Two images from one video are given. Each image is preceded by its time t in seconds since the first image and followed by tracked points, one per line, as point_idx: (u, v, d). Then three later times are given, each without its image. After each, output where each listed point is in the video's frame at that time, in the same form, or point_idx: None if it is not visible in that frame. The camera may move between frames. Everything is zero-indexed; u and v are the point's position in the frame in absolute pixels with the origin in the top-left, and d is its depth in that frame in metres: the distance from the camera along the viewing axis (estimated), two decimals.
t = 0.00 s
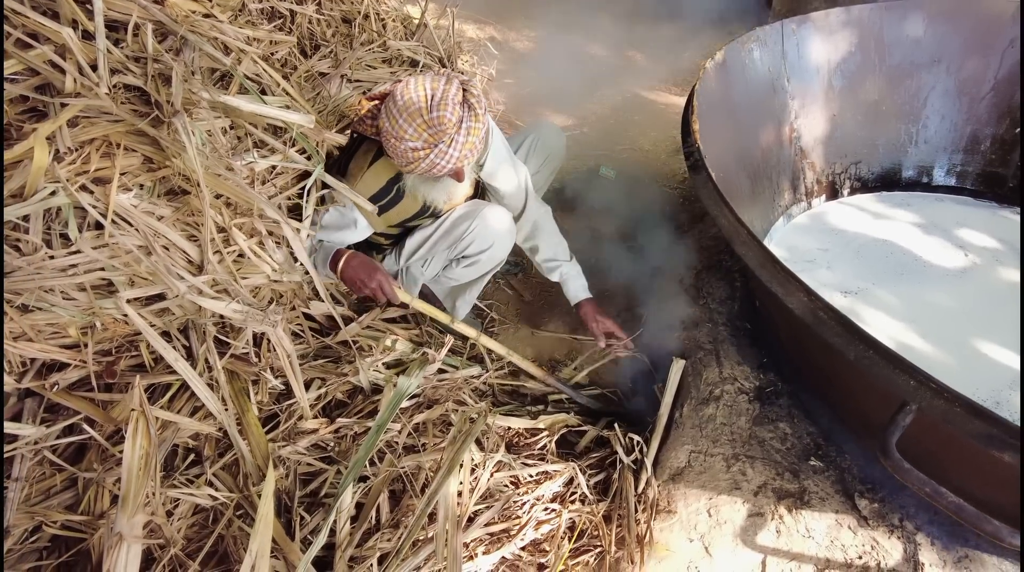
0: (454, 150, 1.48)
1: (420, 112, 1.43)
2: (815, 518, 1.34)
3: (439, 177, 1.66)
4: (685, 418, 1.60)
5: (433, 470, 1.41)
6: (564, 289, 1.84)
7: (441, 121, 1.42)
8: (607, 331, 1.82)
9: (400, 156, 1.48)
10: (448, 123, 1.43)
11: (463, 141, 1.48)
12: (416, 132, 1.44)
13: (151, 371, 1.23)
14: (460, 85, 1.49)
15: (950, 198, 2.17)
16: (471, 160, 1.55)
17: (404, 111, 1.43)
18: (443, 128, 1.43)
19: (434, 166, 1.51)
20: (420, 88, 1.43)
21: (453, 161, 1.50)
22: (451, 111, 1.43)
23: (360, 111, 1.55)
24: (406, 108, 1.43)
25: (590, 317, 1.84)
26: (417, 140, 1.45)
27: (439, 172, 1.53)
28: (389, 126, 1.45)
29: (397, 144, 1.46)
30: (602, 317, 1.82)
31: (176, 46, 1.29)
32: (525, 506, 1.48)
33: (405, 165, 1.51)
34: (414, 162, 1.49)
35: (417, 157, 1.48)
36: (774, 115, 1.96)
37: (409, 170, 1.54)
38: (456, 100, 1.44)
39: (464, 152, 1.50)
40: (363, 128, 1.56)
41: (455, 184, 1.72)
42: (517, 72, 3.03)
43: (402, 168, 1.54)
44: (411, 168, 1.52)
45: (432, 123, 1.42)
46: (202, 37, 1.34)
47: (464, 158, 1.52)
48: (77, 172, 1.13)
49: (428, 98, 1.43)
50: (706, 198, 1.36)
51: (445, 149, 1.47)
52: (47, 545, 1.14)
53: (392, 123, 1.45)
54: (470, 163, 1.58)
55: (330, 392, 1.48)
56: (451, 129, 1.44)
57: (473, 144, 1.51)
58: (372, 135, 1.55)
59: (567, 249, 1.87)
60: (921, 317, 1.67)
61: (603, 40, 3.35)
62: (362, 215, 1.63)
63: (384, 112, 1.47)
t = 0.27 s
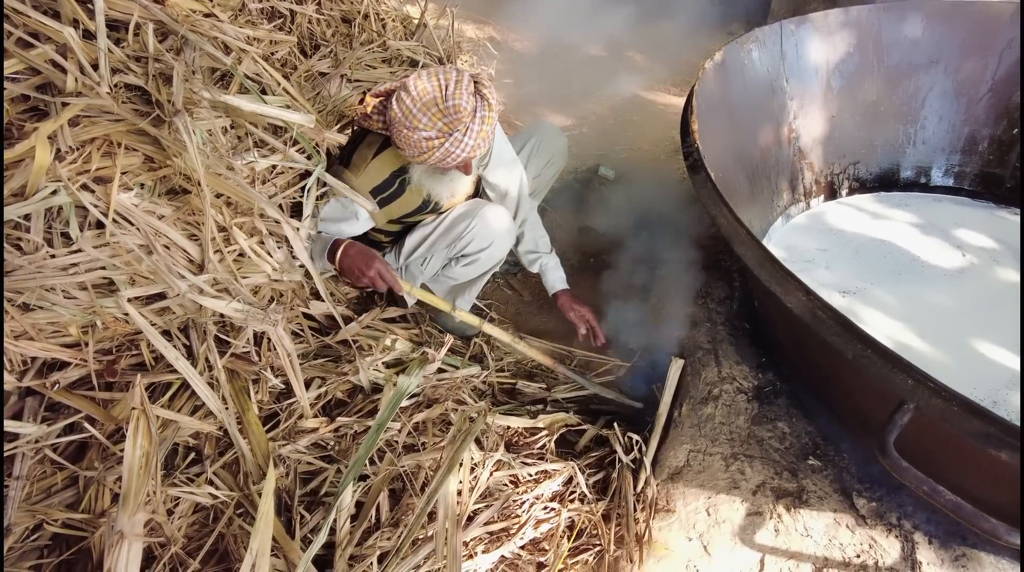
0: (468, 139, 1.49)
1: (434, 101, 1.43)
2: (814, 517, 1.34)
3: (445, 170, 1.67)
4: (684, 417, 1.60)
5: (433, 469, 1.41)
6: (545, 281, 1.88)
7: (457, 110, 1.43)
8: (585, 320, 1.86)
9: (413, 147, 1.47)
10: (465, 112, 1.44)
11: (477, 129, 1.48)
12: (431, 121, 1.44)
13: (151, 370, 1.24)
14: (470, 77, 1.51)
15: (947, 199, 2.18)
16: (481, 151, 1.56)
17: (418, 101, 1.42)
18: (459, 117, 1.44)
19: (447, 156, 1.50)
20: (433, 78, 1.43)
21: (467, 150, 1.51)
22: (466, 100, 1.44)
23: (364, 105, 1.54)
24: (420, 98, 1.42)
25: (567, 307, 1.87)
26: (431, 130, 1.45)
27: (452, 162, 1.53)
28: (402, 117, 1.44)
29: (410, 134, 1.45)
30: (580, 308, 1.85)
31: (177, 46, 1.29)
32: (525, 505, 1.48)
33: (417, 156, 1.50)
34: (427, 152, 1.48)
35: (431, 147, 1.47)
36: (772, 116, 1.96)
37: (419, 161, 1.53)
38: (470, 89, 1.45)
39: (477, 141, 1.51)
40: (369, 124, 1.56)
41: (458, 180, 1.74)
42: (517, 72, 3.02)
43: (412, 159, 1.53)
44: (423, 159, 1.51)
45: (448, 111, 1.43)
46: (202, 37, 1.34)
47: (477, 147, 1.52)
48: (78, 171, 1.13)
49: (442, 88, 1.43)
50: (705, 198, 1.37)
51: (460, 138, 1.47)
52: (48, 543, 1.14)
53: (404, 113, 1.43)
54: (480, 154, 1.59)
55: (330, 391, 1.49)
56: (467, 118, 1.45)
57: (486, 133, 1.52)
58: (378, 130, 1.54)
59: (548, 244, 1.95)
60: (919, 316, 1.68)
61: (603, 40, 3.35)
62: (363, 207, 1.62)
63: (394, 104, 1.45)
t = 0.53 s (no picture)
0: (483, 127, 1.48)
1: (448, 91, 1.42)
2: (811, 517, 1.34)
3: (456, 164, 1.64)
4: (683, 418, 1.61)
5: (431, 469, 1.41)
6: (532, 283, 1.91)
7: (472, 98, 1.42)
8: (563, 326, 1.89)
9: (426, 137, 1.46)
10: (479, 100, 1.43)
11: (491, 117, 1.48)
12: (445, 111, 1.43)
13: (151, 369, 1.24)
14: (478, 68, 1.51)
15: (945, 200, 2.18)
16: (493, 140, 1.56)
17: (431, 92, 1.42)
18: (474, 105, 1.43)
19: (461, 145, 1.50)
20: (445, 69, 1.43)
21: (481, 138, 1.50)
22: (480, 88, 1.44)
23: (371, 102, 1.52)
24: (433, 88, 1.42)
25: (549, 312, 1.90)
26: (445, 119, 1.44)
27: (467, 151, 1.52)
28: (415, 108, 1.43)
29: (423, 125, 1.44)
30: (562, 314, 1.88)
31: (177, 46, 1.29)
32: (524, 504, 1.49)
33: (431, 147, 1.49)
34: (440, 142, 1.48)
35: (446, 137, 1.46)
36: (771, 116, 1.97)
37: (431, 152, 1.52)
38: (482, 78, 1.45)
39: (491, 129, 1.51)
40: (375, 122, 1.55)
41: (466, 174, 1.70)
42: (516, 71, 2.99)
43: (423, 151, 1.52)
44: (437, 150, 1.50)
45: (463, 100, 1.42)
46: (202, 37, 1.34)
47: (490, 136, 1.52)
48: (78, 170, 1.14)
49: (455, 77, 1.43)
50: (704, 198, 1.37)
51: (475, 126, 1.46)
52: (47, 542, 1.14)
53: (418, 104, 1.42)
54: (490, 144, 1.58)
55: (329, 391, 1.49)
56: (481, 105, 1.45)
57: (498, 121, 1.51)
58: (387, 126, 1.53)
59: (539, 247, 1.96)
60: (917, 317, 1.68)
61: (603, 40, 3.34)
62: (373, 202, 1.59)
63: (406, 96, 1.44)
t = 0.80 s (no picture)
0: (491, 117, 1.50)
1: (457, 82, 1.45)
2: (808, 517, 1.34)
3: (459, 158, 1.64)
4: (680, 417, 1.61)
5: (428, 468, 1.41)
6: (525, 285, 1.91)
7: (481, 88, 1.45)
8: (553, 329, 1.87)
9: (434, 128, 1.47)
10: (488, 89, 1.46)
11: (500, 107, 1.50)
12: (454, 101, 1.44)
13: (148, 368, 1.24)
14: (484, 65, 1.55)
15: (943, 201, 2.18)
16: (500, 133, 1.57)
17: (440, 82, 1.44)
18: (483, 94, 1.45)
19: (471, 135, 1.50)
20: (454, 62, 1.46)
21: (490, 129, 1.51)
22: (487, 79, 1.47)
23: (375, 99, 1.56)
24: (442, 79, 1.44)
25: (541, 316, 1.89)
26: (454, 110, 1.45)
27: (475, 142, 1.53)
28: (423, 98, 1.45)
29: (432, 115, 1.46)
30: (553, 318, 1.87)
31: (175, 44, 1.29)
32: (521, 504, 1.49)
33: (438, 138, 1.50)
34: (448, 133, 1.49)
35: (455, 127, 1.47)
36: (769, 117, 1.97)
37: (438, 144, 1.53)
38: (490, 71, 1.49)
39: (499, 120, 1.52)
40: (381, 118, 1.58)
41: (469, 170, 1.71)
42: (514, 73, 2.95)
43: (430, 144, 1.53)
44: (445, 141, 1.51)
45: (471, 91, 1.44)
46: (200, 35, 1.34)
47: (498, 127, 1.53)
48: (75, 168, 1.14)
49: (463, 70, 1.46)
50: (701, 198, 1.37)
51: (484, 115, 1.48)
52: (43, 540, 1.14)
53: (426, 95, 1.44)
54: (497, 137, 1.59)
55: (326, 390, 1.49)
56: (490, 95, 1.47)
57: (506, 113, 1.53)
58: (393, 120, 1.55)
59: (535, 249, 1.97)
60: (914, 317, 1.68)
61: (606, 38, 3.30)
62: (376, 197, 1.61)
63: (414, 89, 1.46)
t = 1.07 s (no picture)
0: (493, 115, 1.50)
1: (459, 80, 1.46)
2: (805, 516, 1.34)
3: (459, 157, 1.67)
4: (677, 417, 1.61)
5: (425, 468, 1.41)
6: (521, 276, 1.93)
7: (482, 86, 1.46)
8: (548, 319, 1.89)
9: (435, 125, 1.49)
10: (489, 87, 1.47)
11: (501, 105, 1.51)
12: (456, 98, 1.46)
13: (144, 367, 1.24)
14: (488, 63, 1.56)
15: (941, 201, 2.18)
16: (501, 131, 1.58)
17: (442, 80, 1.46)
18: (484, 92, 1.47)
19: (472, 132, 1.51)
20: (457, 60, 1.48)
21: (491, 126, 1.52)
22: (489, 77, 1.48)
23: (378, 97, 1.59)
24: (445, 77, 1.46)
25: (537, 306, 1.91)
26: (455, 107, 1.46)
27: (476, 140, 1.53)
28: (425, 96, 1.46)
29: (433, 112, 1.47)
30: (548, 308, 1.88)
31: (172, 43, 1.29)
32: (518, 504, 1.49)
33: (439, 135, 1.51)
34: (449, 130, 1.49)
35: (455, 124, 1.48)
36: (767, 116, 1.97)
37: (438, 141, 1.54)
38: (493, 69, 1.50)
39: (501, 118, 1.53)
40: (383, 114, 1.61)
41: (469, 169, 1.73)
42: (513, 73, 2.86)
43: (430, 141, 1.54)
44: (445, 138, 1.52)
45: (473, 88, 1.46)
46: (197, 35, 1.34)
47: (500, 125, 1.54)
48: (72, 167, 1.14)
49: (466, 68, 1.48)
50: (699, 198, 1.37)
51: (485, 113, 1.49)
52: (38, 540, 1.14)
53: (428, 92, 1.46)
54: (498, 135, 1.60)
55: (324, 389, 1.49)
56: (492, 93, 1.48)
57: (508, 111, 1.54)
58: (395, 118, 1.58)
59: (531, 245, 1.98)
60: (912, 317, 1.68)
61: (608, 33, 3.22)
62: (373, 190, 1.63)
63: (417, 86, 1.48)
